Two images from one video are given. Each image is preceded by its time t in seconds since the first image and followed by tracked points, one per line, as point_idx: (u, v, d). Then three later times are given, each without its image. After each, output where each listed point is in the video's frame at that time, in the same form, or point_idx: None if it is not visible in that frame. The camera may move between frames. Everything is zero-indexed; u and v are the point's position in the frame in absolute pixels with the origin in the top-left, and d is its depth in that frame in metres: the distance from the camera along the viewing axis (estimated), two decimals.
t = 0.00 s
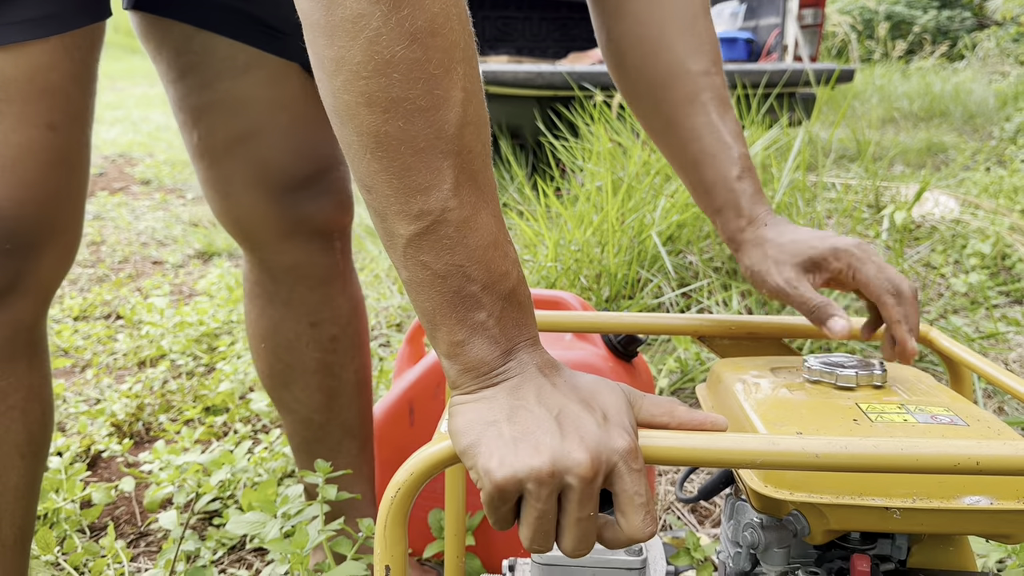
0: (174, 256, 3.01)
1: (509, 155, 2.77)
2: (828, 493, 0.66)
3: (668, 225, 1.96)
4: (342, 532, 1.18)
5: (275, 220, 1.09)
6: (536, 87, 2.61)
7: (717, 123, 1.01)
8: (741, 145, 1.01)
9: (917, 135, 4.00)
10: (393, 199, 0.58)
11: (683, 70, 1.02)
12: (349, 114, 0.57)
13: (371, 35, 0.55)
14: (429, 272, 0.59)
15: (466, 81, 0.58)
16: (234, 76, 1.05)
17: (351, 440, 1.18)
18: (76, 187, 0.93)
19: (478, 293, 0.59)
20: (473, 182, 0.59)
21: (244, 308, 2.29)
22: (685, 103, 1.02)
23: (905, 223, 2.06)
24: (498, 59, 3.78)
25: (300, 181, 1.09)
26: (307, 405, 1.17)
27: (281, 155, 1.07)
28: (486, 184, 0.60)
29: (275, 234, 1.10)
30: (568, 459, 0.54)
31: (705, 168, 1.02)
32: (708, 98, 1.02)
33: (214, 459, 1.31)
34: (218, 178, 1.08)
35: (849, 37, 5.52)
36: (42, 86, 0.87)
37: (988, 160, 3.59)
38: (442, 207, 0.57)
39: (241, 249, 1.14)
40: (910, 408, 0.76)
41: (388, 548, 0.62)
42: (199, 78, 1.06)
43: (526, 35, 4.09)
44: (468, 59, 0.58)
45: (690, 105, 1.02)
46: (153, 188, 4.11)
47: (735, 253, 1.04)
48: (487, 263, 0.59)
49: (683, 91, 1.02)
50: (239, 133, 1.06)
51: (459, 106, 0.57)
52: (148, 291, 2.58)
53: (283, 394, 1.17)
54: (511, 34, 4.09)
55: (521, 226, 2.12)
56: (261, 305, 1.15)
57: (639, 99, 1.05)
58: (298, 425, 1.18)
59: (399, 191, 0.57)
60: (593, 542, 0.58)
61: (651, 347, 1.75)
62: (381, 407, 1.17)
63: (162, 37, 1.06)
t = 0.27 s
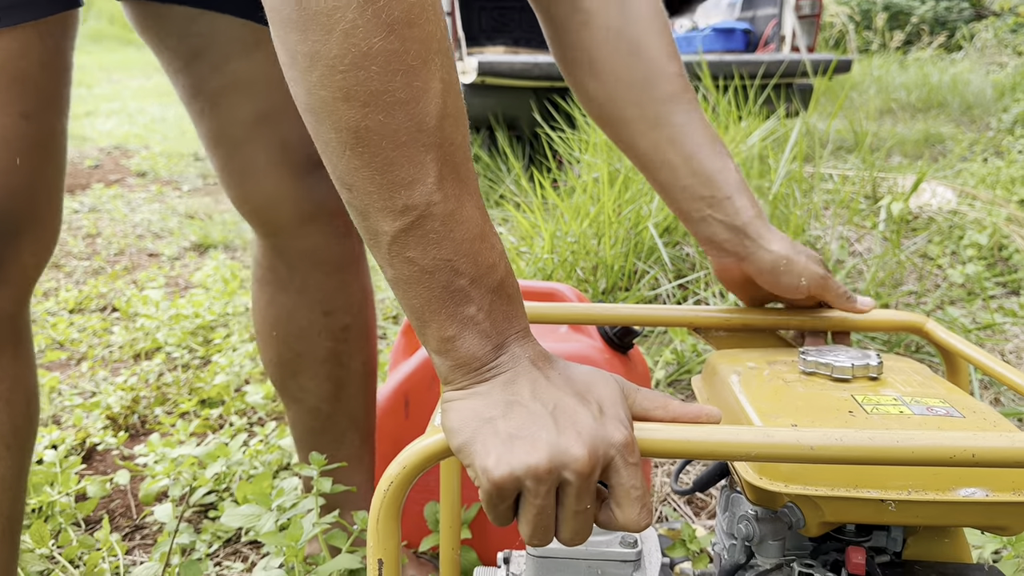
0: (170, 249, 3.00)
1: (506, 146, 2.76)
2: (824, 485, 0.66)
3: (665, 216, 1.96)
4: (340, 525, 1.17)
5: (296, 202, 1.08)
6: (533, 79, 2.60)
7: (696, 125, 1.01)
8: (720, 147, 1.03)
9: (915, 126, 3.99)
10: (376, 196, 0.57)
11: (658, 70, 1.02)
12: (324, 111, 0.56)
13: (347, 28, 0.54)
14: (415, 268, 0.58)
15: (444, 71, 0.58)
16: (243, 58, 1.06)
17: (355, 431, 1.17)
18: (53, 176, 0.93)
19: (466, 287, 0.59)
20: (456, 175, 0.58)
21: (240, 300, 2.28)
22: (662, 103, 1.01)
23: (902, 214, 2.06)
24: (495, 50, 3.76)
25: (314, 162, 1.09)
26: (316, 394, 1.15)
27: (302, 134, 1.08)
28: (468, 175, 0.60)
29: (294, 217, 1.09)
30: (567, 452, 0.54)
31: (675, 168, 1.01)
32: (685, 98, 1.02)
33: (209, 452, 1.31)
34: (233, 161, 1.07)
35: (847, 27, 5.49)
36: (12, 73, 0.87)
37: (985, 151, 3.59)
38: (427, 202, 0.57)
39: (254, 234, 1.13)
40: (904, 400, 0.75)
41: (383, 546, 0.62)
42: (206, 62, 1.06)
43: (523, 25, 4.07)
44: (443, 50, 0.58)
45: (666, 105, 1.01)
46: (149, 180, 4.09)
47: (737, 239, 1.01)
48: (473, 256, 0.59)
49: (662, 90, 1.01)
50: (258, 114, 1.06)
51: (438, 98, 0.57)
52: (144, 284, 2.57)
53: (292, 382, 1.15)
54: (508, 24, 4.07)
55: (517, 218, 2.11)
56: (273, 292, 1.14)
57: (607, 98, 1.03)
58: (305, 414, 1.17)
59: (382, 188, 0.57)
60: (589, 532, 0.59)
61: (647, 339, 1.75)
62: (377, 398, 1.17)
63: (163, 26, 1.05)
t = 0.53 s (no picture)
0: (165, 241, 2.98)
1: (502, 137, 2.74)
2: (815, 478, 0.65)
3: (660, 208, 1.95)
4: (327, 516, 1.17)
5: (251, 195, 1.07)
6: (528, 69, 2.58)
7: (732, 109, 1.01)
8: (755, 128, 1.03)
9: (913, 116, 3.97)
10: (307, 210, 0.56)
11: (689, 51, 1.00)
12: (235, 133, 0.56)
13: (236, 46, 0.53)
14: (363, 276, 0.57)
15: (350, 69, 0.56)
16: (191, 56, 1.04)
17: (331, 420, 1.18)
18: (2, 166, 0.93)
19: (419, 286, 0.58)
20: (386, 170, 0.57)
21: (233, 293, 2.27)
22: (694, 89, 1.01)
23: (898, 205, 2.05)
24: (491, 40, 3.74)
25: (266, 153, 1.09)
26: (288, 386, 1.15)
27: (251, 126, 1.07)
28: (401, 171, 0.59)
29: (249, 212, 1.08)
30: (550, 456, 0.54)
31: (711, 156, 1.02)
32: (718, 81, 1.01)
33: (201, 444, 1.30)
34: (187, 158, 1.05)
35: (845, 17, 5.46)
36: None
37: (983, 142, 3.58)
38: (359, 205, 0.56)
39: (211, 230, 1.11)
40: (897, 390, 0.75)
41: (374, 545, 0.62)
42: (150, 64, 1.03)
43: (519, 15, 4.05)
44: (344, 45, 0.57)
45: (699, 89, 1.01)
46: (144, 172, 4.07)
47: (776, 227, 1.01)
48: (416, 248, 0.58)
49: (694, 76, 1.00)
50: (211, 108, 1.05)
51: (347, 96, 0.56)
52: (138, 276, 2.56)
53: (263, 376, 1.14)
54: (504, 15, 4.05)
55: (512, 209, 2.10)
56: (237, 288, 1.12)
57: (637, 83, 1.03)
58: (278, 408, 1.16)
59: (309, 201, 0.56)
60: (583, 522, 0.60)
61: (642, 331, 1.74)
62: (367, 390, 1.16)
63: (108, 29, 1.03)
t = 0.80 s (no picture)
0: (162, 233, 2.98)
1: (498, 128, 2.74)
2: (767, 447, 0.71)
3: (658, 198, 1.95)
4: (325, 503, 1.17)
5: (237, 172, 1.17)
6: (525, 60, 2.57)
7: (703, 94, 1.02)
8: (727, 109, 1.03)
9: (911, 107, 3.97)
10: (133, 256, 0.62)
11: (655, 39, 1.01)
12: (41, 212, 0.63)
13: None
14: (200, 292, 0.63)
15: (103, 121, 0.61)
16: (176, 44, 1.11)
17: (321, 401, 1.17)
18: None
19: (246, 291, 0.63)
20: (177, 192, 0.62)
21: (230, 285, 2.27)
22: (660, 78, 1.02)
23: (896, 195, 2.05)
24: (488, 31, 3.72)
25: (250, 131, 1.18)
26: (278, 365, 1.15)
27: (237, 105, 1.16)
28: (183, 188, 0.62)
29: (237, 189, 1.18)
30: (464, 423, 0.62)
31: (683, 141, 1.03)
32: (688, 65, 1.02)
33: (198, 435, 1.30)
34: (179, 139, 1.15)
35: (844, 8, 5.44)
36: None
37: (981, 133, 3.57)
38: (155, 240, 0.61)
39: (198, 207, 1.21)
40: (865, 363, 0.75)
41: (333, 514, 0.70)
42: (134, 56, 1.10)
43: (517, 6, 4.03)
44: (88, 98, 0.61)
45: (666, 74, 1.02)
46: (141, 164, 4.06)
47: (755, 208, 1.01)
48: (237, 257, 0.62)
49: (661, 65, 1.01)
50: (190, 97, 1.13)
51: (96, 144, 0.60)
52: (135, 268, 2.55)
53: (252, 357, 1.14)
54: (502, 5, 4.03)
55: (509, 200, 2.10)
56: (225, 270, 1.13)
57: (600, 73, 1.04)
58: (268, 388, 1.16)
59: (119, 248, 0.62)
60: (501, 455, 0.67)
61: (639, 321, 1.75)
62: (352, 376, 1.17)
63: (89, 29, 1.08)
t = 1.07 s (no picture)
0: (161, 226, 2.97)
1: (497, 121, 2.73)
2: (651, 481, 0.64)
3: (657, 190, 1.94)
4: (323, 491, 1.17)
5: (230, 166, 1.15)
6: (524, 53, 2.57)
7: (696, 82, 1.01)
8: (721, 98, 1.01)
9: (910, 99, 3.96)
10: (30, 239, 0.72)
11: (643, 27, 1.01)
12: None
13: None
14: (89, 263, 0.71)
15: None
16: (168, 38, 1.11)
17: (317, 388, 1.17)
18: None
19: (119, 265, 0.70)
20: (29, 188, 0.69)
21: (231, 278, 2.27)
22: (647, 68, 1.01)
23: (895, 187, 2.05)
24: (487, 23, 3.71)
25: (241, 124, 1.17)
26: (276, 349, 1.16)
27: (227, 97, 1.15)
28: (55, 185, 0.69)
29: (228, 184, 1.16)
30: (259, 392, 0.66)
31: (672, 131, 1.02)
32: (676, 54, 1.01)
33: (198, 428, 1.30)
34: (170, 134, 1.14)
35: None
36: None
37: (980, 125, 3.57)
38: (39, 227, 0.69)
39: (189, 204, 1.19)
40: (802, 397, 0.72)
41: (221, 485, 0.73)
42: (123, 50, 1.09)
43: None
44: None
45: (658, 64, 1.01)
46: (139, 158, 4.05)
47: (740, 213, 0.97)
48: (96, 240, 0.70)
49: (649, 54, 1.01)
50: (183, 91, 1.13)
51: None
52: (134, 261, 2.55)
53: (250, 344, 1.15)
54: None
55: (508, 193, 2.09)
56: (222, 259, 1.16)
57: (599, 64, 1.05)
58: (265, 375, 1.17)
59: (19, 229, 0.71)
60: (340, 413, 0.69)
61: (639, 313, 1.75)
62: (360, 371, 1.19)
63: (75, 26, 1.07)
